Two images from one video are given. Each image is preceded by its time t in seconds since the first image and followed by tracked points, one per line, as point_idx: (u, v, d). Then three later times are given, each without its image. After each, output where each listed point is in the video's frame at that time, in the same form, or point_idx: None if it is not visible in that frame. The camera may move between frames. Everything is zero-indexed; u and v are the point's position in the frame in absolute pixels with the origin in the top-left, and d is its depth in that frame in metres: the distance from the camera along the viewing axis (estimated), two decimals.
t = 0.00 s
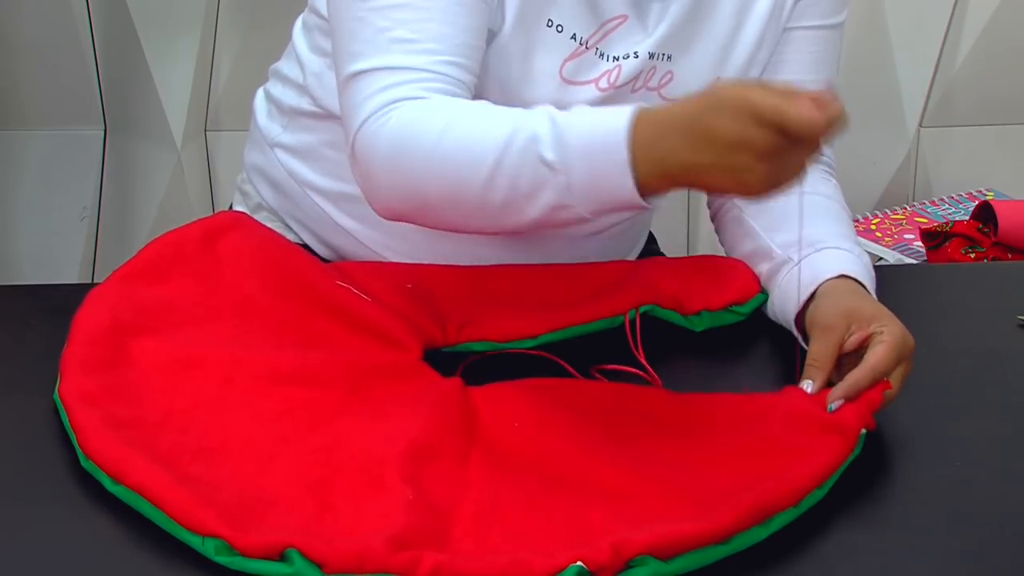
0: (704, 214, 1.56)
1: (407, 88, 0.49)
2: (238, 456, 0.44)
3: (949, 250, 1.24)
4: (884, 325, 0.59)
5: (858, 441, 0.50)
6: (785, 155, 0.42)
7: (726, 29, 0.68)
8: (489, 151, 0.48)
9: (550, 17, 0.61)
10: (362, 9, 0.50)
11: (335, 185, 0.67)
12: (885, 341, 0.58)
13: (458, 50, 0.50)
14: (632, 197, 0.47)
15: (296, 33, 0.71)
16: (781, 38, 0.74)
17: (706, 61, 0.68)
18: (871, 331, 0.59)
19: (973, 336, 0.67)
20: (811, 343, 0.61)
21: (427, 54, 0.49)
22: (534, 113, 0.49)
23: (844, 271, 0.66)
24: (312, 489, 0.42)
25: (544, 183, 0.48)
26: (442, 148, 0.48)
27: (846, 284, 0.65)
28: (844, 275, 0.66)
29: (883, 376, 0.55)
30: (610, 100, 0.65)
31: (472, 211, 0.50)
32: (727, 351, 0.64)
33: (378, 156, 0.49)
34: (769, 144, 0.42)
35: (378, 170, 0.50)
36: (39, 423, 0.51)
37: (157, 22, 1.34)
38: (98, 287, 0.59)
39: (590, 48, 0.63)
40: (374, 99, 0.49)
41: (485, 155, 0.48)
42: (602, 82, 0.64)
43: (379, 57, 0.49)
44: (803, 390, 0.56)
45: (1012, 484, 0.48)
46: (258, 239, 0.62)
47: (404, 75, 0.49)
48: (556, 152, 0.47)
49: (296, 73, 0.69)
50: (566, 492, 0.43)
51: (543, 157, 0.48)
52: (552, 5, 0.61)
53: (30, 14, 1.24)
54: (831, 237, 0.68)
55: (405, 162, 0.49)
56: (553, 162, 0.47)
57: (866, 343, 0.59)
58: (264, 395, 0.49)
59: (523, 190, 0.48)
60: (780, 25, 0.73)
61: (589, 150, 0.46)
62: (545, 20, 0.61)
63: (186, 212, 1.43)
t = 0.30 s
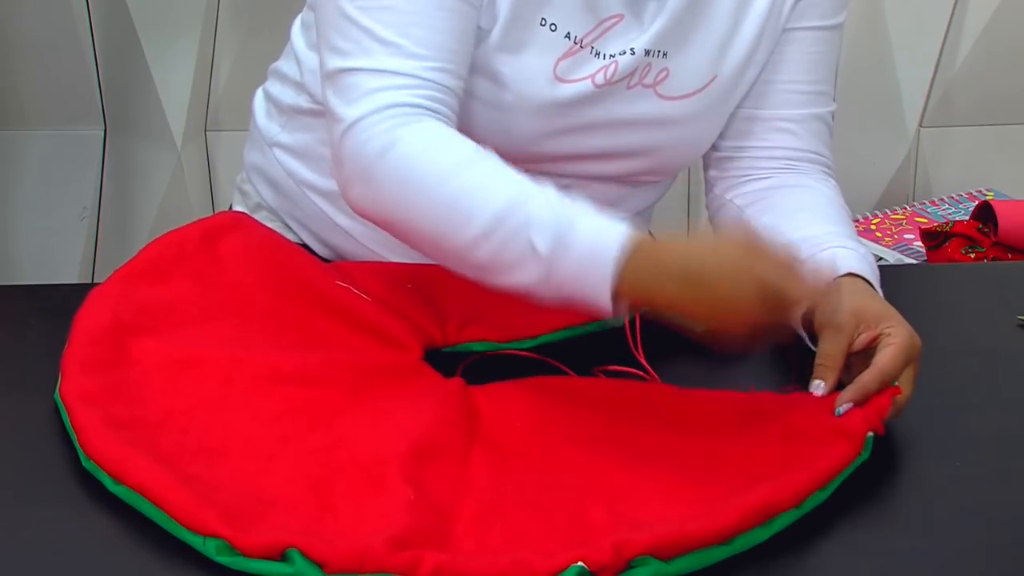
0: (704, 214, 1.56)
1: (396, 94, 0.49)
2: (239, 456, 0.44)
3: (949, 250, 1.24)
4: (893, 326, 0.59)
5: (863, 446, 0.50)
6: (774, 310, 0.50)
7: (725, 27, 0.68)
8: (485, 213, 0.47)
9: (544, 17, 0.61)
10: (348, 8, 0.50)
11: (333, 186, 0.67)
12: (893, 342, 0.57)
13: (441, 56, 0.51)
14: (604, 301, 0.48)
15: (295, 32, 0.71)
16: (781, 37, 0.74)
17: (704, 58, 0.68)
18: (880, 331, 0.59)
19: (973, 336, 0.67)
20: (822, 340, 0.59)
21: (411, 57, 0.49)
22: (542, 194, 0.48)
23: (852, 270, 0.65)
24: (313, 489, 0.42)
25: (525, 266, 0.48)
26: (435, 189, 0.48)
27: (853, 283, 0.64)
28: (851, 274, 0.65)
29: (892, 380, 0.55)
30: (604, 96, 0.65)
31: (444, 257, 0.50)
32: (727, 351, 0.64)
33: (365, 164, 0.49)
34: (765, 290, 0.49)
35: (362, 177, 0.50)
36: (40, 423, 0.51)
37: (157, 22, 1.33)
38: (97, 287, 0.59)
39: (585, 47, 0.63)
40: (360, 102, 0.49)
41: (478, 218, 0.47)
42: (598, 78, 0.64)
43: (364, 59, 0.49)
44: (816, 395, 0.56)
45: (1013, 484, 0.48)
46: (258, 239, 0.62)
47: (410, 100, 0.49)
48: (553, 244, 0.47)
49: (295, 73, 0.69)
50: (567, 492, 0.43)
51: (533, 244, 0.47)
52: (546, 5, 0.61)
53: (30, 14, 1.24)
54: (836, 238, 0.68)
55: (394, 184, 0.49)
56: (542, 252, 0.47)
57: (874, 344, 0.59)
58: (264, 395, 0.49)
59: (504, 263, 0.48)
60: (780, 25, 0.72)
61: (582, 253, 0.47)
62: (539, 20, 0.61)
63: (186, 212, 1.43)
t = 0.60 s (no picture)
0: (704, 215, 1.56)
1: (407, 113, 0.51)
2: (241, 456, 0.44)
3: (949, 250, 1.24)
4: (914, 330, 0.59)
5: (860, 445, 0.50)
6: (740, 429, 0.49)
7: (728, 27, 0.68)
8: (494, 256, 0.50)
9: (551, 22, 0.61)
10: (361, 19, 0.52)
11: (333, 187, 0.67)
12: (913, 346, 0.57)
13: (455, 68, 0.53)
14: (590, 366, 0.51)
15: (296, 34, 0.71)
16: (784, 39, 0.74)
17: (707, 58, 0.68)
18: (901, 335, 0.59)
19: (973, 336, 0.67)
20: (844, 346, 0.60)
21: (424, 74, 0.51)
22: (551, 241, 0.51)
23: (861, 270, 0.65)
24: (314, 489, 0.42)
25: (527, 309, 0.51)
26: (445, 226, 0.51)
27: (865, 286, 0.64)
28: (861, 275, 0.65)
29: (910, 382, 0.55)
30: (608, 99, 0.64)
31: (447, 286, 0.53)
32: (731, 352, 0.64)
33: (378, 186, 0.52)
34: (727, 420, 0.48)
35: (375, 196, 0.52)
36: (41, 423, 0.51)
37: (157, 22, 1.33)
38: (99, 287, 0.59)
39: (591, 52, 0.63)
40: (377, 121, 0.52)
41: (486, 260, 0.50)
42: (603, 82, 0.63)
43: (380, 74, 0.51)
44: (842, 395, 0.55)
45: (1013, 484, 0.48)
46: (258, 239, 0.62)
47: (428, 130, 0.52)
48: (557, 295, 0.50)
49: (297, 75, 0.69)
50: (568, 492, 0.43)
51: (538, 293, 0.50)
52: (553, 10, 0.61)
53: (30, 14, 1.24)
54: (843, 240, 0.68)
55: (407, 210, 0.51)
56: (546, 301, 0.50)
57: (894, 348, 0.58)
58: (265, 396, 0.49)
59: (506, 303, 0.51)
60: (785, 25, 0.73)
61: (583, 313, 0.50)
62: (546, 25, 0.61)
63: (186, 212, 1.43)
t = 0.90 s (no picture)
0: (704, 215, 1.56)
1: (413, 110, 0.51)
2: (242, 456, 0.44)
3: (949, 251, 1.24)
4: (917, 325, 0.58)
5: (857, 435, 0.50)
6: (747, 426, 0.49)
7: (728, 28, 0.68)
8: (507, 249, 0.50)
9: (551, 22, 0.61)
10: (363, 17, 0.52)
11: (333, 188, 0.67)
12: (915, 341, 0.57)
13: (459, 66, 0.53)
14: (604, 356, 0.51)
15: (296, 33, 0.71)
16: (783, 39, 0.74)
17: (707, 59, 0.68)
18: (904, 329, 0.58)
19: (973, 337, 0.67)
20: (847, 339, 0.59)
21: (429, 70, 0.52)
22: (562, 233, 0.51)
23: (861, 266, 0.65)
24: (314, 489, 0.42)
25: (540, 300, 0.51)
26: (456, 220, 0.51)
27: (864, 282, 0.64)
28: (862, 271, 0.65)
29: (912, 377, 0.55)
30: (608, 100, 0.65)
31: (455, 281, 0.53)
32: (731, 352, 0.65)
33: (386, 183, 0.52)
34: (737, 412, 0.48)
35: (382, 193, 0.52)
36: (41, 424, 0.51)
37: (157, 22, 1.33)
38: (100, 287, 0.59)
39: (591, 52, 0.63)
40: (383, 118, 0.52)
41: (498, 252, 0.50)
42: (604, 82, 0.63)
43: (384, 71, 0.51)
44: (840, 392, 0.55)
45: (1013, 484, 0.48)
46: (259, 239, 0.62)
47: (435, 126, 0.52)
48: (571, 285, 0.50)
49: (296, 75, 0.69)
50: (569, 491, 0.43)
51: (552, 284, 0.50)
52: (552, 10, 0.61)
53: (30, 14, 1.24)
54: (844, 236, 0.68)
55: (415, 205, 0.51)
56: (561, 291, 0.50)
57: (897, 342, 0.58)
58: (266, 396, 0.49)
59: (518, 297, 0.51)
60: (783, 26, 0.72)
61: (598, 304, 0.50)
62: (545, 25, 0.61)
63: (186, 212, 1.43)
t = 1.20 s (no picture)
0: (703, 215, 1.56)
1: (423, 106, 0.51)
2: (260, 457, 0.44)
3: (949, 250, 1.24)
4: (928, 322, 0.59)
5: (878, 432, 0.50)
6: (763, 420, 0.49)
7: (727, 27, 0.68)
8: (524, 242, 0.50)
9: (551, 18, 0.61)
10: (367, 14, 0.52)
11: (335, 188, 0.67)
12: (928, 336, 0.57)
13: (465, 62, 0.53)
14: (621, 350, 0.51)
15: (296, 33, 0.71)
16: (782, 39, 0.74)
17: (705, 58, 0.68)
18: (916, 325, 0.59)
19: (978, 336, 0.68)
20: (862, 333, 0.60)
21: (436, 66, 0.52)
22: (575, 227, 0.52)
23: (866, 266, 0.65)
24: (333, 490, 0.42)
25: (557, 293, 0.51)
26: (472, 215, 0.51)
27: (869, 281, 0.64)
28: (866, 271, 0.65)
29: (927, 372, 0.55)
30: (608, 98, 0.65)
31: (469, 278, 0.53)
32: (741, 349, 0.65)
33: (398, 179, 0.51)
34: (748, 402, 0.49)
35: (394, 191, 0.52)
36: (56, 425, 0.51)
37: (157, 22, 1.33)
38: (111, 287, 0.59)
39: (591, 49, 0.63)
40: (393, 115, 0.51)
41: (515, 246, 0.50)
42: (602, 80, 0.64)
43: (392, 67, 0.51)
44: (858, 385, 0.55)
45: None
46: (268, 239, 0.61)
47: (445, 122, 0.52)
48: (589, 278, 0.50)
49: (297, 73, 0.69)
50: (589, 492, 0.44)
51: (570, 277, 0.50)
52: (552, 6, 0.61)
53: (30, 14, 1.24)
54: (847, 237, 0.68)
55: (428, 201, 0.51)
56: (579, 284, 0.50)
57: (909, 337, 0.59)
58: (281, 396, 0.49)
59: (534, 291, 0.51)
60: (781, 25, 0.73)
61: (617, 297, 0.50)
62: (545, 21, 0.61)
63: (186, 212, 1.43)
